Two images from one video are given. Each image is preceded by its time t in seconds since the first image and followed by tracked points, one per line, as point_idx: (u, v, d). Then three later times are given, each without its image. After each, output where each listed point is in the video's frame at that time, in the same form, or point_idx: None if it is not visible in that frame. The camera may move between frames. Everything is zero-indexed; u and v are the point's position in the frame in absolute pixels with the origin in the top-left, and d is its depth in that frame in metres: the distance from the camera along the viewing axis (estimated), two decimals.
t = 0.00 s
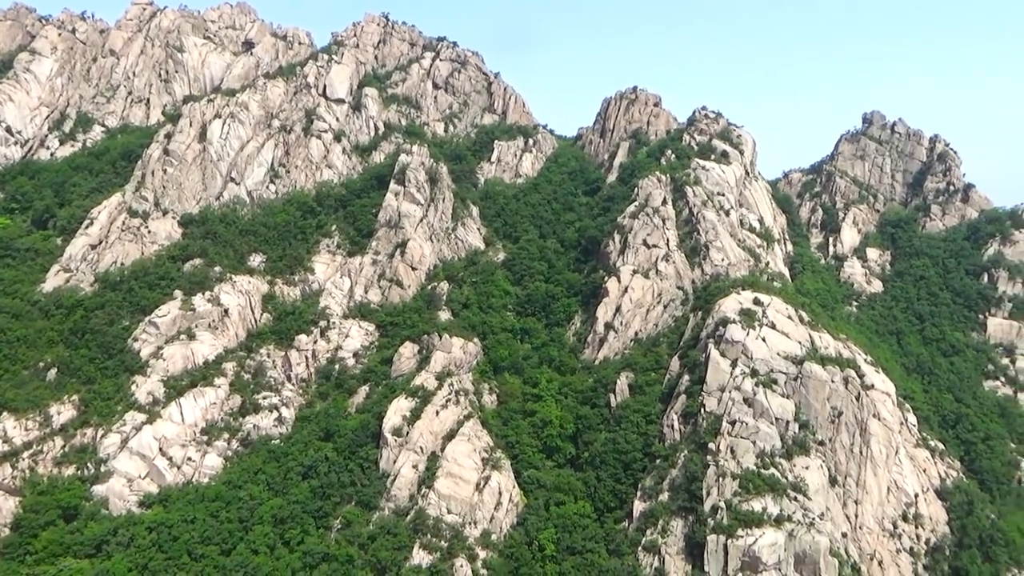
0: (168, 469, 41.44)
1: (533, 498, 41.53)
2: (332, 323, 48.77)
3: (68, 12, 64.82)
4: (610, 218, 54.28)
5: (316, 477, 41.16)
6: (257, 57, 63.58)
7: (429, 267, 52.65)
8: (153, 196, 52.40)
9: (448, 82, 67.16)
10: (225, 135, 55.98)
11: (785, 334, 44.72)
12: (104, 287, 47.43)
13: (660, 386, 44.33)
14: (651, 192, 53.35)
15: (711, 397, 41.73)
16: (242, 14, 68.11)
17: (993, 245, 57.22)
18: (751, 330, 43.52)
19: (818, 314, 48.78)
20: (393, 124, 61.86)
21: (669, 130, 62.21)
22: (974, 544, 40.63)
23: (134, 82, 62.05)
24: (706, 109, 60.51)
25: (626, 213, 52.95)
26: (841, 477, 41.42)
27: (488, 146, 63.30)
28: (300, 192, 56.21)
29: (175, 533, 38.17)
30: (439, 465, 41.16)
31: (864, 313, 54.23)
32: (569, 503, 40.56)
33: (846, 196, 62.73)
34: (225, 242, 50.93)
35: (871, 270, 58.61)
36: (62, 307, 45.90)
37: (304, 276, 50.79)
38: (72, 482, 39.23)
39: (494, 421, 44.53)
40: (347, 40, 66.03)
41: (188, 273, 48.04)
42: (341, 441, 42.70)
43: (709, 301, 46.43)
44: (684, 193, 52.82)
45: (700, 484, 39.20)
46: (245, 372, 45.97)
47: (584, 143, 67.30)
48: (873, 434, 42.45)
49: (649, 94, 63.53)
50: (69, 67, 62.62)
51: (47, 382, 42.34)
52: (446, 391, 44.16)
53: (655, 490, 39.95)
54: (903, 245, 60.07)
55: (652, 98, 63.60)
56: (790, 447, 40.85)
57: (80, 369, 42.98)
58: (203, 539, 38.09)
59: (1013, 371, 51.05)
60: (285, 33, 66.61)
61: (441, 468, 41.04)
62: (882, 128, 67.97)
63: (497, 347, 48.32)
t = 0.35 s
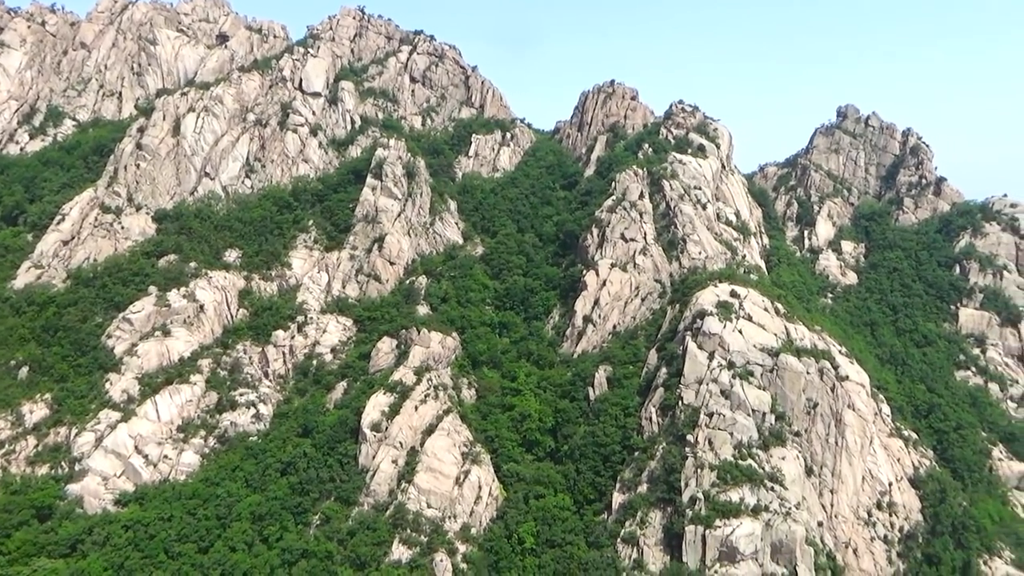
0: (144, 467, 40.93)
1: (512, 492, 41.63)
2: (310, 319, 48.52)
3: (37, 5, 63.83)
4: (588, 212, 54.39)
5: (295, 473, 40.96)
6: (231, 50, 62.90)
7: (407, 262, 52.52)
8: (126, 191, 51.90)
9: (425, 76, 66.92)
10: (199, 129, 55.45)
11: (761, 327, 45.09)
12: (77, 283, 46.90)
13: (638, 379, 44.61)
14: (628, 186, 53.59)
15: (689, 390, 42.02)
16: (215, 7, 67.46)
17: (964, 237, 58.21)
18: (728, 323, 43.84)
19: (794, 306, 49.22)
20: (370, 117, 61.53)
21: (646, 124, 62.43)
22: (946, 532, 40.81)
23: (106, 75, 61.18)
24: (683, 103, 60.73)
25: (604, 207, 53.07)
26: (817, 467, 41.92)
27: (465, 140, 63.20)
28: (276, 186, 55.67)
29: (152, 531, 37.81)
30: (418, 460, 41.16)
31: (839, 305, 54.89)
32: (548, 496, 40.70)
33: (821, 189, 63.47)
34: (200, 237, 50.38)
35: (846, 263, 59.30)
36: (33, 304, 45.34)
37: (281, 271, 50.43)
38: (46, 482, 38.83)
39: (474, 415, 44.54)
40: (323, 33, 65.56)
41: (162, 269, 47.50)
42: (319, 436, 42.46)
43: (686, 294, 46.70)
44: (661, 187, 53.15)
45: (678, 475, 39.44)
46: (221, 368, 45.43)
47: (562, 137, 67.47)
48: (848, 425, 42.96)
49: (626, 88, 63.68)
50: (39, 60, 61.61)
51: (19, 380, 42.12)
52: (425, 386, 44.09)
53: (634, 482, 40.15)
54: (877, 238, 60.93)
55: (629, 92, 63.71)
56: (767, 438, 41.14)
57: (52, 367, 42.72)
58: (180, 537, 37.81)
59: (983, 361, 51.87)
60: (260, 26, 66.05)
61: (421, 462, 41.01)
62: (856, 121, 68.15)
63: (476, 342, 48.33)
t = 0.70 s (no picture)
0: (119, 465, 40.50)
1: (492, 486, 41.63)
2: (287, 314, 48.17)
3: None
4: (566, 207, 54.48)
5: (273, 470, 40.71)
6: (206, 44, 62.12)
7: (385, 257, 52.34)
8: (99, 186, 51.32)
9: (402, 69, 66.58)
10: (173, 123, 54.64)
11: (738, 320, 45.46)
12: (49, 280, 46.29)
13: (616, 372, 44.73)
14: (607, 180, 53.71)
15: (667, 383, 42.31)
16: None
17: (937, 231, 59.06)
18: (705, 317, 44.08)
19: (770, 300, 49.58)
20: (346, 112, 61.17)
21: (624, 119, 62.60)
22: (918, 521, 41.39)
23: (77, 68, 60.10)
24: (660, 98, 60.92)
25: (582, 201, 53.18)
26: (793, 459, 42.37)
27: (443, 134, 63.07)
28: (252, 181, 55.34)
29: (128, 530, 37.45)
30: (397, 455, 40.96)
31: (814, 299, 55.53)
32: (527, 490, 40.89)
33: (797, 184, 63.90)
34: (175, 233, 49.92)
35: (821, 257, 59.94)
36: (4, 301, 44.67)
37: (258, 267, 49.97)
38: (18, 481, 38.31)
39: (453, 410, 44.48)
40: (299, 27, 64.99)
41: (136, 265, 46.97)
42: (297, 433, 42.26)
43: (664, 288, 46.89)
44: (639, 181, 53.23)
45: (656, 468, 39.64)
46: (197, 365, 45.10)
47: (540, 131, 67.55)
48: (823, 416, 43.42)
49: (604, 83, 63.78)
50: (9, 53, 60.49)
51: None
52: (404, 381, 43.90)
53: (612, 475, 40.33)
54: (852, 232, 61.74)
55: (607, 87, 63.81)
56: (744, 430, 41.51)
57: (24, 365, 42.12)
58: (156, 536, 37.46)
59: (956, 353, 52.53)
60: (235, 19, 65.31)
61: (400, 458, 40.85)
62: (831, 116, 68.99)
63: (454, 337, 48.32)
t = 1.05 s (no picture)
0: (94, 463, 40.07)
1: (471, 481, 41.63)
2: (265, 310, 47.81)
3: None
4: (545, 202, 54.52)
5: (250, 466, 40.45)
6: (181, 36, 61.55)
7: (363, 252, 52.08)
8: (71, 179, 50.54)
9: (380, 63, 66.29)
10: (148, 116, 54.03)
11: (715, 315, 45.71)
12: (20, 275, 45.60)
13: (595, 367, 44.94)
14: (585, 175, 53.66)
15: (645, 377, 42.30)
16: None
17: (911, 226, 59.69)
18: (683, 311, 44.33)
19: (747, 295, 49.96)
20: (324, 105, 60.76)
21: (603, 114, 62.67)
22: (892, 512, 41.94)
23: (49, 61, 59.18)
24: (639, 93, 61.03)
25: (561, 196, 53.18)
26: (770, 452, 42.67)
27: (421, 128, 62.82)
28: (228, 175, 54.77)
29: (103, 528, 37.02)
30: (375, 450, 40.82)
31: (791, 293, 56.08)
32: (506, 484, 40.91)
33: (773, 179, 64.58)
34: (150, 227, 49.29)
35: (797, 251, 60.56)
36: None
37: (234, 261, 49.52)
38: None
39: (432, 405, 44.38)
40: (276, 19, 64.41)
41: (110, 260, 46.37)
42: (274, 429, 41.99)
43: (642, 283, 47.07)
44: (618, 176, 53.48)
45: (634, 462, 39.75)
46: (173, 361, 44.67)
47: (519, 126, 67.71)
48: (799, 410, 43.90)
49: (582, 78, 63.85)
50: None
51: None
52: (382, 376, 43.81)
53: (591, 469, 40.49)
54: (828, 227, 62.40)
55: (585, 81, 63.88)
56: (721, 424, 41.79)
57: None
58: (132, 534, 37.08)
59: (928, 347, 53.29)
60: (210, 11, 64.54)
61: (378, 453, 40.71)
62: (807, 112, 69.88)
63: (433, 332, 48.21)
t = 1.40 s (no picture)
0: (68, 459, 39.56)
1: (450, 476, 41.57)
2: (242, 305, 47.46)
3: None
4: (524, 196, 54.54)
5: (227, 462, 40.17)
6: (156, 27, 60.54)
7: (342, 247, 51.79)
8: (44, 172, 50.20)
9: (358, 57, 66.00)
10: (122, 108, 53.36)
11: (693, 309, 45.96)
12: None
13: (574, 362, 45.03)
14: (564, 170, 53.70)
15: (623, 371, 42.51)
16: None
17: (885, 222, 60.48)
18: (661, 306, 44.43)
19: (724, 289, 50.30)
20: (302, 99, 60.39)
21: (582, 109, 62.79)
22: (866, 504, 42.56)
23: (20, 51, 57.90)
24: (618, 88, 61.16)
25: (540, 191, 53.22)
26: (746, 445, 43.05)
27: (401, 123, 62.68)
28: (205, 169, 54.25)
29: (77, 525, 36.66)
30: (354, 446, 40.67)
31: (767, 288, 56.60)
32: (485, 479, 40.98)
33: (750, 174, 64.98)
34: (125, 222, 48.72)
35: (774, 247, 61.19)
36: None
37: (211, 256, 49.15)
38: None
39: (411, 400, 44.27)
40: (253, 11, 63.40)
41: (84, 254, 45.79)
42: (252, 424, 41.75)
43: (621, 278, 47.22)
44: (597, 171, 53.47)
45: (613, 456, 39.97)
46: (149, 357, 44.14)
47: (498, 121, 67.70)
48: (776, 403, 44.19)
49: (562, 73, 63.75)
50: None
51: None
52: (361, 371, 43.61)
53: (570, 464, 40.64)
54: (804, 222, 63.03)
55: (565, 76, 63.81)
56: (699, 418, 41.98)
57: None
58: (107, 531, 36.74)
59: (902, 340, 53.97)
60: (185, 3, 63.63)
61: (357, 448, 40.56)
62: (784, 108, 69.79)
63: (412, 326, 48.13)
